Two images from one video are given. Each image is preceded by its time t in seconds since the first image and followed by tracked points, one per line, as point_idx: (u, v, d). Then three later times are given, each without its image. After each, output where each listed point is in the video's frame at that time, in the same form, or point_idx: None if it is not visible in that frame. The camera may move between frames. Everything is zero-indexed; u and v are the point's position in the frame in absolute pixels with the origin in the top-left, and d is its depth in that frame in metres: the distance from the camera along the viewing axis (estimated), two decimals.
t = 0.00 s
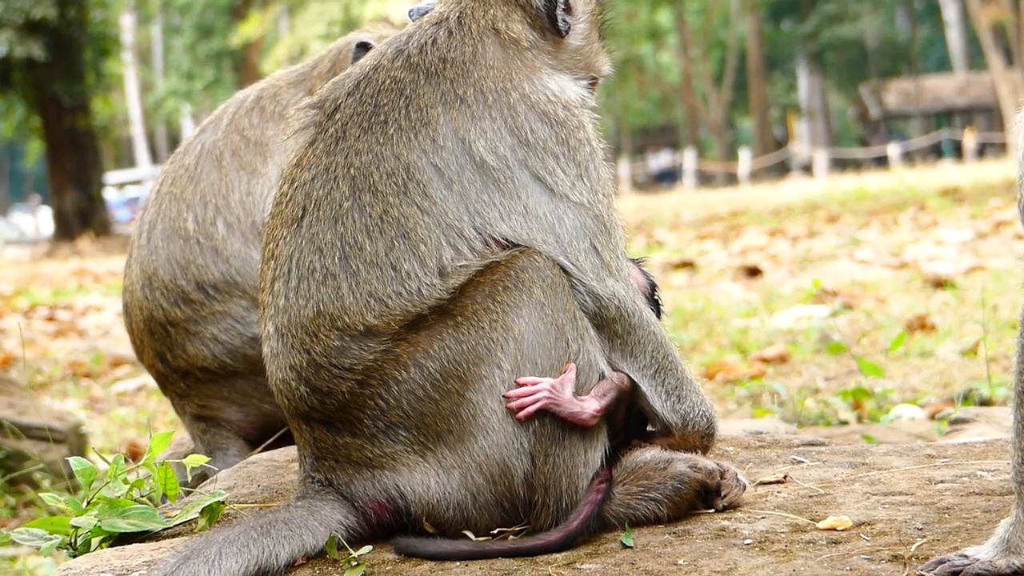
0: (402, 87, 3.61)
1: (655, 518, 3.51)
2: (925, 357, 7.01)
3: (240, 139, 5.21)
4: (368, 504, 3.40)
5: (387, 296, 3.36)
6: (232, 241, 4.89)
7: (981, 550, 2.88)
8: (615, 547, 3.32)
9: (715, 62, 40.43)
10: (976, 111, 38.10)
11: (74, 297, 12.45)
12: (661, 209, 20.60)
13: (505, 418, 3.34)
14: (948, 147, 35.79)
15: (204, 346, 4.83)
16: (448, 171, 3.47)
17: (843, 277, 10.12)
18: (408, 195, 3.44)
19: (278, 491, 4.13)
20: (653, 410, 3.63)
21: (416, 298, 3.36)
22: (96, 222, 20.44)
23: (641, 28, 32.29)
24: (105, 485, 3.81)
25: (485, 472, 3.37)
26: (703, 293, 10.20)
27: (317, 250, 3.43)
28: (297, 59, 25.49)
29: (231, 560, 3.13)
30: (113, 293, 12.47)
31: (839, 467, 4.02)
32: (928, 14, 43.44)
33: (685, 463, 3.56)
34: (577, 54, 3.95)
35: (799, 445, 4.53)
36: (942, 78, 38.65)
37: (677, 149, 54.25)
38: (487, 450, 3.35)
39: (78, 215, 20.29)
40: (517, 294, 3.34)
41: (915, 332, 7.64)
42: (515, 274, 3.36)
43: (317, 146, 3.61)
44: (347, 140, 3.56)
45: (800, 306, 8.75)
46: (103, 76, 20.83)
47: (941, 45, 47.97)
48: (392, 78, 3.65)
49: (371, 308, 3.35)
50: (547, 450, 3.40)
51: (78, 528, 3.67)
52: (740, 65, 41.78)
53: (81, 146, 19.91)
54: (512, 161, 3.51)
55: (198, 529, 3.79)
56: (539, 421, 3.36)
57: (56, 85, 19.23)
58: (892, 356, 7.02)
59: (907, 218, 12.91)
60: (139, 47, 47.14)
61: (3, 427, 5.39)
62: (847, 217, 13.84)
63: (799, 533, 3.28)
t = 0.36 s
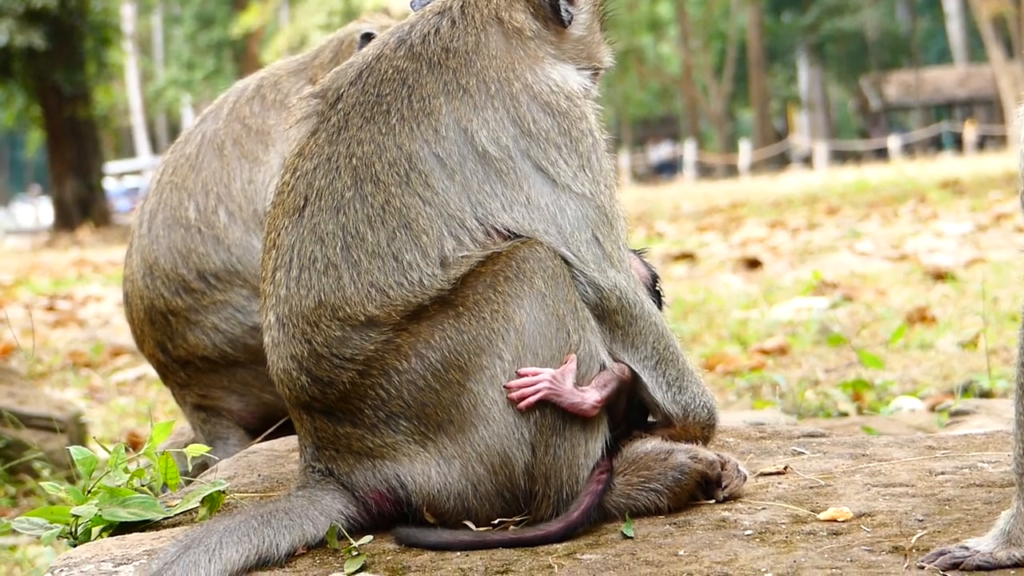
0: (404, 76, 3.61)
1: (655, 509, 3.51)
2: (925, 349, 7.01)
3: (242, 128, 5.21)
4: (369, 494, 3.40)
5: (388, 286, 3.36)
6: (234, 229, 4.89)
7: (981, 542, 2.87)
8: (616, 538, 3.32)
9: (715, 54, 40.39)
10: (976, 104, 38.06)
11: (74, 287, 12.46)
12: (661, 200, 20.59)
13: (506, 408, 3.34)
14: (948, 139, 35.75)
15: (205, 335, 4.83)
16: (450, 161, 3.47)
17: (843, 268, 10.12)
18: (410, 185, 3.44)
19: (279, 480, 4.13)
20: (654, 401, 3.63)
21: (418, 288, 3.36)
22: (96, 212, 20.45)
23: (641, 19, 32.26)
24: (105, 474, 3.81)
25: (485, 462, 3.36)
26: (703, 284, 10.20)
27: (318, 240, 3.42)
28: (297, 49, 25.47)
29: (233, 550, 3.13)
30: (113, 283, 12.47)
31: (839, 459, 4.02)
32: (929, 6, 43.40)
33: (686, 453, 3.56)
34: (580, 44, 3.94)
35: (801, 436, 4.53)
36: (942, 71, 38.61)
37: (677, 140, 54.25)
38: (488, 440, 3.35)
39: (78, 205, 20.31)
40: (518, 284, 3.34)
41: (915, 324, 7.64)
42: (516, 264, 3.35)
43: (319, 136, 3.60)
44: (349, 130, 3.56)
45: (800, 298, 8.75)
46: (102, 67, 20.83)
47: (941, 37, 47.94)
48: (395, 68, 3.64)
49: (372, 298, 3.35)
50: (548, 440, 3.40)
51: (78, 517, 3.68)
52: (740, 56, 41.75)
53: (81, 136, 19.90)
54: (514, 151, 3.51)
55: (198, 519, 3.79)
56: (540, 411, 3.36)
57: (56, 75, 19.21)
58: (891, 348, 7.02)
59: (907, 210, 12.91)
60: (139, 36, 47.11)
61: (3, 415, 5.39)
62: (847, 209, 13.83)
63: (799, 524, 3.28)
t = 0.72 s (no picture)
0: (406, 66, 3.60)
1: (657, 499, 3.51)
2: (925, 340, 7.00)
3: (244, 116, 5.20)
4: (370, 484, 3.40)
5: (389, 275, 3.35)
6: (235, 218, 4.88)
7: (982, 532, 2.86)
8: (616, 528, 3.32)
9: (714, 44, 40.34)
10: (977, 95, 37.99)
11: (74, 276, 12.42)
12: (661, 190, 20.57)
13: (508, 398, 3.34)
14: (948, 130, 35.70)
15: (206, 324, 4.83)
16: (452, 151, 3.46)
17: (843, 259, 10.11)
18: (411, 175, 3.43)
19: (279, 469, 4.12)
20: (655, 390, 3.63)
21: (419, 278, 3.35)
22: (95, 201, 20.43)
23: (641, 9, 32.20)
24: (106, 463, 3.81)
25: (486, 452, 3.36)
26: (703, 274, 10.19)
27: (320, 229, 3.41)
28: (297, 39, 25.41)
29: (233, 539, 3.13)
30: (112, 272, 12.46)
31: (841, 448, 4.01)
32: None
33: (687, 443, 3.56)
34: (581, 35, 3.93)
35: (801, 426, 4.52)
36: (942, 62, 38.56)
37: (677, 130, 54.22)
38: (489, 430, 3.35)
39: (77, 193, 20.30)
40: (519, 274, 3.33)
41: (915, 314, 7.63)
42: (518, 254, 3.35)
43: (321, 125, 3.59)
44: (351, 120, 3.54)
45: (800, 288, 8.75)
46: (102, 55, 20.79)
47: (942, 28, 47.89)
48: (397, 58, 3.63)
49: (373, 287, 3.35)
50: (548, 430, 3.40)
51: (79, 505, 3.68)
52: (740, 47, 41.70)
53: (80, 125, 19.86)
54: (515, 141, 3.50)
55: (199, 508, 3.79)
56: (541, 401, 3.36)
57: (56, 63, 19.15)
58: (892, 339, 7.01)
59: (907, 200, 12.89)
60: (139, 25, 47.01)
61: (2, 405, 5.39)
62: (847, 199, 13.82)
63: (801, 514, 3.28)
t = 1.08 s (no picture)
0: (408, 58, 3.59)
1: (657, 492, 3.51)
2: (925, 333, 7.00)
3: (245, 108, 5.20)
4: (370, 476, 3.40)
5: (390, 267, 3.35)
6: (237, 211, 4.87)
7: (982, 526, 2.87)
8: (616, 521, 3.32)
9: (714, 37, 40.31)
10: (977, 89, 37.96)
11: (73, 268, 12.41)
12: (660, 183, 20.57)
13: (508, 390, 3.34)
14: (948, 124, 35.70)
15: (206, 316, 4.82)
16: (453, 143, 3.46)
17: (843, 252, 10.12)
18: (413, 166, 3.42)
19: (279, 462, 4.12)
20: (655, 384, 3.63)
21: (420, 269, 3.35)
22: (94, 193, 20.47)
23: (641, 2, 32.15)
24: (106, 455, 3.80)
25: (486, 444, 3.36)
26: (703, 267, 10.19)
27: (320, 221, 3.41)
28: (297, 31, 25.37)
29: (234, 531, 3.12)
30: (111, 264, 12.44)
31: (840, 442, 4.01)
32: None
33: (687, 436, 3.55)
34: (582, 26, 3.93)
35: (801, 419, 4.52)
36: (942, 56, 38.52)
37: (677, 123, 54.21)
38: (489, 422, 3.35)
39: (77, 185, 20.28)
40: (520, 267, 3.33)
41: (914, 308, 7.63)
42: (518, 246, 3.34)
43: (322, 116, 3.59)
44: (352, 112, 3.54)
45: (800, 282, 8.75)
46: (101, 46, 20.74)
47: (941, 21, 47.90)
48: (398, 50, 3.62)
49: (374, 279, 3.34)
50: (549, 423, 3.40)
51: (79, 498, 3.67)
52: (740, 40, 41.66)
53: (80, 116, 19.87)
54: (516, 133, 3.49)
55: (199, 500, 3.79)
56: (541, 394, 3.36)
57: (56, 55, 19.12)
58: (891, 333, 7.02)
59: (907, 194, 12.88)
60: (139, 17, 46.92)
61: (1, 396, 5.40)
62: (847, 193, 13.81)
63: (800, 508, 3.28)
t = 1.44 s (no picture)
0: (409, 58, 3.59)
1: (659, 492, 3.51)
2: (925, 332, 7.01)
3: (246, 109, 5.19)
4: (372, 477, 3.40)
5: (392, 268, 3.34)
6: (238, 212, 4.87)
7: (985, 525, 2.86)
8: (618, 522, 3.32)
9: (713, 35, 40.31)
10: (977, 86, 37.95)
11: (73, 269, 12.40)
12: (660, 181, 20.55)
13: (509, 391, 3.33)
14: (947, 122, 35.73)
15: (207, 318, 4.82)
16: (454, 143, 3.45)
17: (843, 250, 10.12)
18: (414, 167, 3.42)
19: (280, 463, 4.12)
20: (657, 384, 3.63)
21: (421, 271, 3.34)
22: (94, 193, 20.50)
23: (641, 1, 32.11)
24: (108, 457, 3.80)
25: (488, 445, 3.36)
26: (703, 267, 10.18)
27: (321, 223, 3.41)
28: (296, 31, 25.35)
29: (235, 533, 3.12)
30: (112, 265, 12.45)
31: (842, 442, 4.01)
32: None
33: (689, 437, 3.55)
34: (583, 27, 3.93)
35: (803, 419, 4.52)
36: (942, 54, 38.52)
37: (676, 121, 54.25)
38: (491, 423, 3.34)
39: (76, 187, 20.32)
40: (521, 267, 3.33)
41: (915, 306, 7.62)
42: (520, 247, 3.34)
43: (323, 118, 3.58)
44: (352, 112, 3.54)
45: (800, 280, 8.74)
46: (100, 47, 20.70)
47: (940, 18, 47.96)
48: (399, 50, 3.62)
49: (375, 281, 3.34)
50: (551, 423, 3.39)
51: (80, 500, 3.67)
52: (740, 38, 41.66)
53: (79, 117, 19.91)
54: (517, 133, 3.49)
55: (200, 502, 3.79)
56: (543, 395, 3.35)
57: (55, 56, 19.11)
58: (892, 331, 7.02)
59: (906, 192, 12.88)
60: (138, 18, 46.91)
61: (3, 399, 5.39)
62: (846, 191, 13.80)
63: (803, 508, 3.28)
